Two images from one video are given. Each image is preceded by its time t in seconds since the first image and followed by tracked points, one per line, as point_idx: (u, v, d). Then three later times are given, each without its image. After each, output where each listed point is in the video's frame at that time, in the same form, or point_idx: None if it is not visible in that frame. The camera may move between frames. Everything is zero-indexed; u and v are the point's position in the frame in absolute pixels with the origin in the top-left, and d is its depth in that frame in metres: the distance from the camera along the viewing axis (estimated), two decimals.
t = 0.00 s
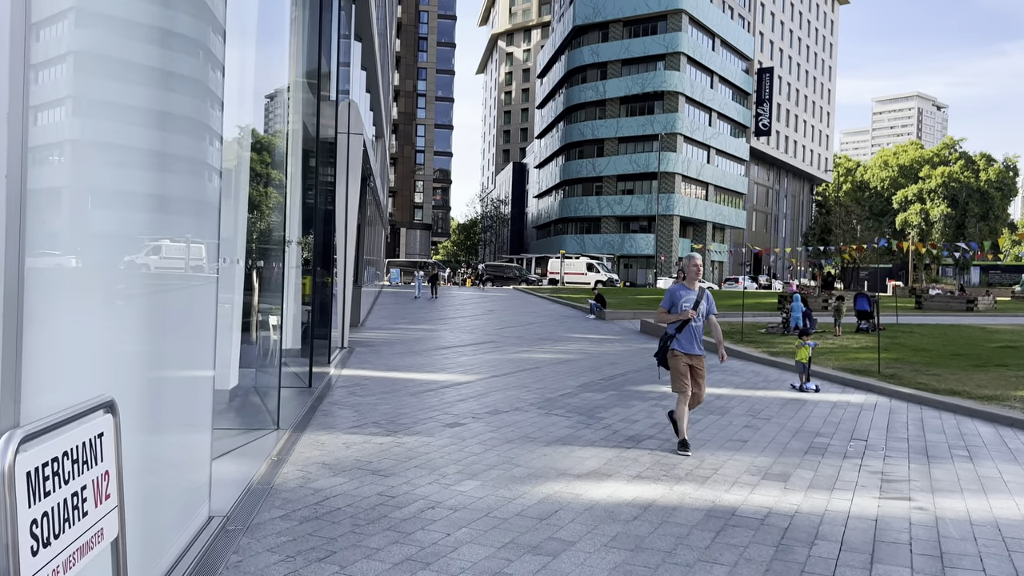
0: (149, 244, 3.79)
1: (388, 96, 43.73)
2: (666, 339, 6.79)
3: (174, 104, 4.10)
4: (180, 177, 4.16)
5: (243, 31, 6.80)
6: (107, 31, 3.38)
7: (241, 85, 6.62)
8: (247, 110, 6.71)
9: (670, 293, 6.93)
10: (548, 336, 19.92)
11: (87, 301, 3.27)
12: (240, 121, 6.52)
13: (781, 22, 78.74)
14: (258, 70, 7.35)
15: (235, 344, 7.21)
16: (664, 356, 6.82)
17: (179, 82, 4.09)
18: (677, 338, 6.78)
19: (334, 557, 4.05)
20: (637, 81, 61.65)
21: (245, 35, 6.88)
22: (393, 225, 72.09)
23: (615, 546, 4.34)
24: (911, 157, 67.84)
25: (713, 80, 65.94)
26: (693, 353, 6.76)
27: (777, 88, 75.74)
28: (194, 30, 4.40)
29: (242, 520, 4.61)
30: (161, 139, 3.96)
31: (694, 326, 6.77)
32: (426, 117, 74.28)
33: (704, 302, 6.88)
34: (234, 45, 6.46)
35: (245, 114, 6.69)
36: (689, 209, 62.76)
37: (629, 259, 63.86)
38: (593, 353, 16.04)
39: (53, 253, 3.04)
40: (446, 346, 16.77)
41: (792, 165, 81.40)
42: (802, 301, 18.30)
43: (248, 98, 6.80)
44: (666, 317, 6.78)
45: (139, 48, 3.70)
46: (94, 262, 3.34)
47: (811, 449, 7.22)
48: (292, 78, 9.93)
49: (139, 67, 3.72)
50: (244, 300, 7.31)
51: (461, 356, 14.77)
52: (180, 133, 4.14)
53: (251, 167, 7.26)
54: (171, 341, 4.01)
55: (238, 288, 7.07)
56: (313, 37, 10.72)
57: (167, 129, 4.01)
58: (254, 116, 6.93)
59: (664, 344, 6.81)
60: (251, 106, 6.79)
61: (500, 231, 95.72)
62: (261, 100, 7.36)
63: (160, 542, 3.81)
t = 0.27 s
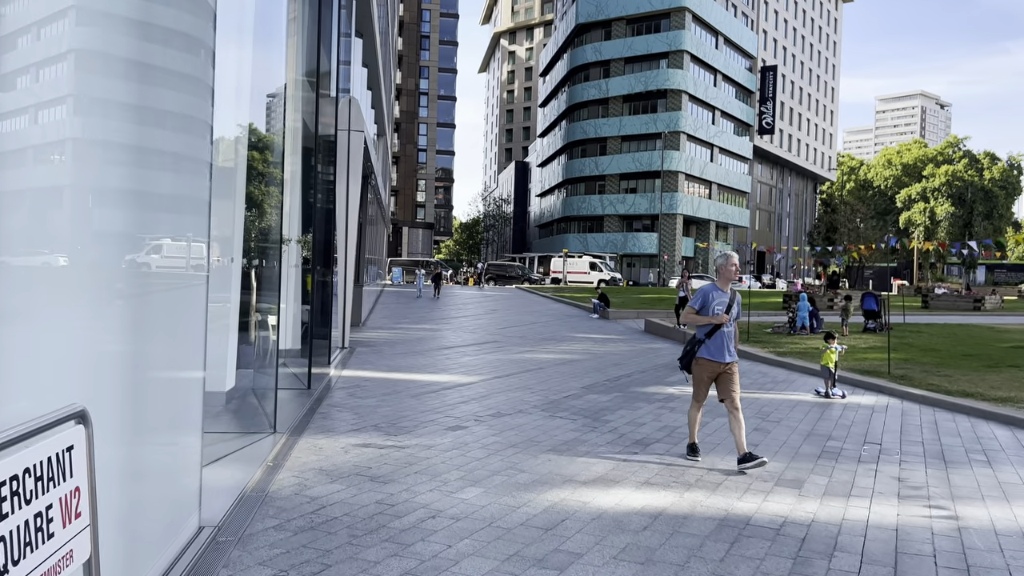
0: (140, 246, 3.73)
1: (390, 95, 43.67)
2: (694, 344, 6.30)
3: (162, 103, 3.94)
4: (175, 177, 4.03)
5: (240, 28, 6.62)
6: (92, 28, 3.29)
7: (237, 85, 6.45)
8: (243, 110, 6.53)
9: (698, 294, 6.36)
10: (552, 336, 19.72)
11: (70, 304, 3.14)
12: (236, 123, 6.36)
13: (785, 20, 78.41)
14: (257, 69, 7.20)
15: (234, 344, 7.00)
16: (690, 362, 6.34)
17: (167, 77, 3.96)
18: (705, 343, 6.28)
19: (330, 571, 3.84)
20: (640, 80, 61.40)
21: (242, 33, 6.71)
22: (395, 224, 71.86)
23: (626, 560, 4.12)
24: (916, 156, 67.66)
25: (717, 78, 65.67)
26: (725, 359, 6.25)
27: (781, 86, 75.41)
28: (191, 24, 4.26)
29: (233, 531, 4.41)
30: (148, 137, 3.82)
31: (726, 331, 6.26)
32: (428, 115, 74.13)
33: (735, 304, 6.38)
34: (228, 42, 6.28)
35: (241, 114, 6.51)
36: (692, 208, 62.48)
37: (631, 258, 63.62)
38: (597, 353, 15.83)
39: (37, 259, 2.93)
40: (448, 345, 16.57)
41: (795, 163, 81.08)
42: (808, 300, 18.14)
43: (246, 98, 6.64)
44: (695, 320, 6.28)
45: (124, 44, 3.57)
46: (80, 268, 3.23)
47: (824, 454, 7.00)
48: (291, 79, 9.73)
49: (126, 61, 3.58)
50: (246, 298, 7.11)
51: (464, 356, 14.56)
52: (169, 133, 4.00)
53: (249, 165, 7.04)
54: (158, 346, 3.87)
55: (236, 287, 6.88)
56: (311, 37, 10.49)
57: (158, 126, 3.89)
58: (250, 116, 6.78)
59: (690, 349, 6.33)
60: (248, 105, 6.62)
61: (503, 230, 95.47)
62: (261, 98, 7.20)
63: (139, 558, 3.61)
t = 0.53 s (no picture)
0: (137, 245, 3.61)
1: (391, 93, 43.37)
2: (739, 351, 5.69)
3: (158, 100, 3.81)
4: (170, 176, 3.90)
5: (239, 24, 6.46)
6: (88, 25, 3.19)
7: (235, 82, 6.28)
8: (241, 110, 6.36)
9: (741, 294, 5.81)
10: (555, 334, 19.52)
11: (57, 306, 2.99)
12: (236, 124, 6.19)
13: (787, 18, 78.12)
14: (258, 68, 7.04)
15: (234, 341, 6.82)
16: (736, 371, 5.70)
17: (163, 74, 3.84)
18: (753, 349, 5.67)
19: None
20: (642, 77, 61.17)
21: (242, 29, 6.56)
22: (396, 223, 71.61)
23: (642, 569, 3.92)
24: (918, 154, 67.77)
25: (719, 76, 65.40)
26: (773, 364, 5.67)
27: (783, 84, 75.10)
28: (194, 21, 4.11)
29: (229, 539, 4.21)
30: (142, 134, 3.68)
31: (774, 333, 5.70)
32: (429, 113, 73.88)
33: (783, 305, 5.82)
34: (228, 41, 6.12)
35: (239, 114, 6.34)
36: (695, 206, 62.23)
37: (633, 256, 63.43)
38: (601, 352, 15.60)
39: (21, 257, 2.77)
40: (451, 344, 16.35)
41: (797, 161, 80.81)
42: (815, 299, 17.97)
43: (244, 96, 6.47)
44: (739, 322, 5.69)
45: (118, 38, 3.43)
46: (70, 266, 3.08)
47: (840, 455, 6.78)
48: (290, 77, 9.51)
49: (119, 54, 3.44)
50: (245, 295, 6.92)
51: (467, 355, 14.35)
52: (163, 130, 3.85)
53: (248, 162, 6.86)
54: (149, 348, 3.71)
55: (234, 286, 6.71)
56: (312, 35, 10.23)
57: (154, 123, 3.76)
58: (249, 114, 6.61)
59: (737, 357, 5.70)
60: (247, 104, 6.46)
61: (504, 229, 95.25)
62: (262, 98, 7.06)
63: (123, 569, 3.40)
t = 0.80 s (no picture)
0: (138, 245, 3.52)
1: (392, 91, 43.01)
2: (783, 356, 5.23)
3: (153, 97, 3.62)
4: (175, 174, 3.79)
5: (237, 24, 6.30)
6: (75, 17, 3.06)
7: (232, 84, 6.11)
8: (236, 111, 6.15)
9: (781, 294, 5.37)
10: (558, 334, 19.33)
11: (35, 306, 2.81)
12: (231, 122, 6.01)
13: (789, 15, 77.80)
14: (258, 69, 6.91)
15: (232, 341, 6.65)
16: (781, 378, 5.22)
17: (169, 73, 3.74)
18: (797, 354, 5.23)
19: None
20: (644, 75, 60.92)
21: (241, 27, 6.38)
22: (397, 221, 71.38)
23: None
24: (920, 152, 67.52)
25: (721, 74, 65.12)
26: (815, 370, 5.21)
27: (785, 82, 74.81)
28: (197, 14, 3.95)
29: (222, 553, 4.00)
30: (144, 133, 3.57)
31: (818, 335, 5.24)
32: (430, 111, 73.63)
33: (830, 305, 5.34)
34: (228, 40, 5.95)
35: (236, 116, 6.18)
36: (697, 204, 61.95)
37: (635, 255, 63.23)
38: (605, 352, 15.39)
39: None
40: (453, 344, 16.16)
41: (799, 160, 80.53)
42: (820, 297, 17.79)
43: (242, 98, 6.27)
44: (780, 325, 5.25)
45: (118, 35, 3.35)
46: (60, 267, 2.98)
47: (855, 461, 6.57)
48: (288, 78, 9.28)
49: (118, 50, 3.35)
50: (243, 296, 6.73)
51: (469, 355, 14.15)
52: (162, 127, 3.68)
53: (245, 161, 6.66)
54: (142, 352, 3.55)
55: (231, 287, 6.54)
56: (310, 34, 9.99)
57: (159, 122, 3.65)
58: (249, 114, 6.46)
59: (779, 361, 5.24)
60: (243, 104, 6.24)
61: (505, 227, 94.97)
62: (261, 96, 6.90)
63: None
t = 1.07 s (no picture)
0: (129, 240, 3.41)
1: (391, 88, 42.56)
2: (830, 360, 4.72)
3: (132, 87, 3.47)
4: (174, 174, 3.76)
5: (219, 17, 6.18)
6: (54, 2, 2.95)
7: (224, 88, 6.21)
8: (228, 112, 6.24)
9: (827, 292, 4.84)
10: (559, 332, 19.09)
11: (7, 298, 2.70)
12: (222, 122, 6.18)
13: (790, 13, 77.48)
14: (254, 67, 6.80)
15: (224, 337, 6.52)
16: (829, 386, 4.71)
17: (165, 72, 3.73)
18: (844, 358, 4.72)
19: None
20: (644, 73, 60.67)
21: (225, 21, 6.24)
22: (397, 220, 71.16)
23: None
24: (921, 150, 67.31)
25: (722, 71, 64.86)
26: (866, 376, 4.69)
27: (786, 80, 74.56)
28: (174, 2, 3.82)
29: (202, 561, 3.79)
30: (142, 132, 3.54)
31: (867, 337, 4.73)
32: (430, 109, 73.33)
33: (881, 303, 4.81)
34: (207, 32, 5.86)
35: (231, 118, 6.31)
36: (698, 202, 61.69)
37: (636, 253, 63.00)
38: (607, 350, 15.16)
39: None
40: (452, 342, 15.93)
41: (800, 158, 80.24)
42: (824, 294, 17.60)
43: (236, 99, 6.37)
44: (826, 327, 4.75)
45: (116, 33, 3.35)
46: (55, 264, 2.94)
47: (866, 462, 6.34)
48: (282, 77, 9.34)
49: (116, 47, 3.35)
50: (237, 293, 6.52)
51: (468, 354, 13.92)
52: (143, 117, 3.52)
53: (235, 157, 6.46)
54: (127, 352, 3.41)
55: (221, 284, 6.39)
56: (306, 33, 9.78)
57: (147, 115, 3.56)
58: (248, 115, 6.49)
59: (824, 367, 4.75)
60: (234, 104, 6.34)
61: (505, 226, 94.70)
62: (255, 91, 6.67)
63: None
